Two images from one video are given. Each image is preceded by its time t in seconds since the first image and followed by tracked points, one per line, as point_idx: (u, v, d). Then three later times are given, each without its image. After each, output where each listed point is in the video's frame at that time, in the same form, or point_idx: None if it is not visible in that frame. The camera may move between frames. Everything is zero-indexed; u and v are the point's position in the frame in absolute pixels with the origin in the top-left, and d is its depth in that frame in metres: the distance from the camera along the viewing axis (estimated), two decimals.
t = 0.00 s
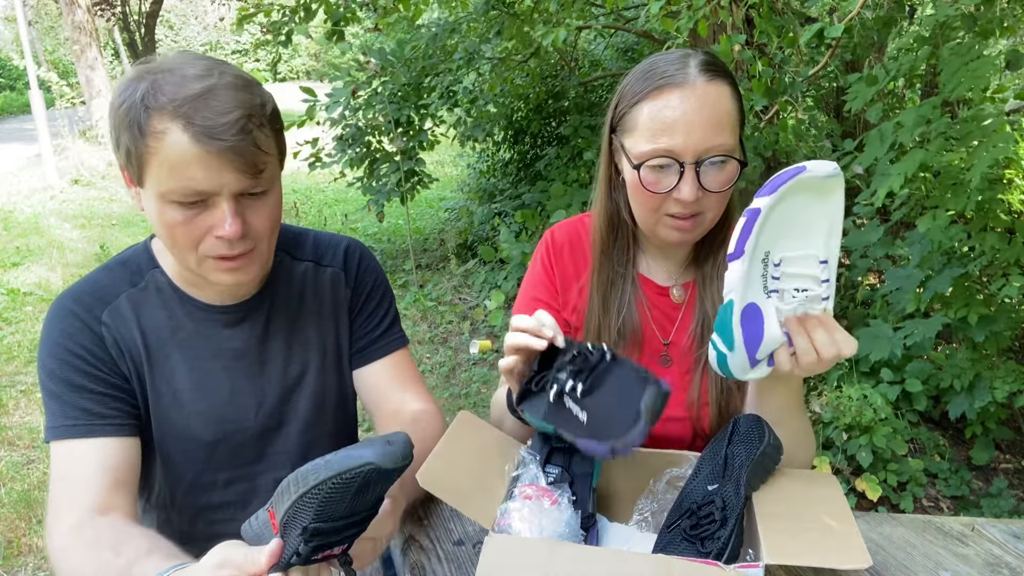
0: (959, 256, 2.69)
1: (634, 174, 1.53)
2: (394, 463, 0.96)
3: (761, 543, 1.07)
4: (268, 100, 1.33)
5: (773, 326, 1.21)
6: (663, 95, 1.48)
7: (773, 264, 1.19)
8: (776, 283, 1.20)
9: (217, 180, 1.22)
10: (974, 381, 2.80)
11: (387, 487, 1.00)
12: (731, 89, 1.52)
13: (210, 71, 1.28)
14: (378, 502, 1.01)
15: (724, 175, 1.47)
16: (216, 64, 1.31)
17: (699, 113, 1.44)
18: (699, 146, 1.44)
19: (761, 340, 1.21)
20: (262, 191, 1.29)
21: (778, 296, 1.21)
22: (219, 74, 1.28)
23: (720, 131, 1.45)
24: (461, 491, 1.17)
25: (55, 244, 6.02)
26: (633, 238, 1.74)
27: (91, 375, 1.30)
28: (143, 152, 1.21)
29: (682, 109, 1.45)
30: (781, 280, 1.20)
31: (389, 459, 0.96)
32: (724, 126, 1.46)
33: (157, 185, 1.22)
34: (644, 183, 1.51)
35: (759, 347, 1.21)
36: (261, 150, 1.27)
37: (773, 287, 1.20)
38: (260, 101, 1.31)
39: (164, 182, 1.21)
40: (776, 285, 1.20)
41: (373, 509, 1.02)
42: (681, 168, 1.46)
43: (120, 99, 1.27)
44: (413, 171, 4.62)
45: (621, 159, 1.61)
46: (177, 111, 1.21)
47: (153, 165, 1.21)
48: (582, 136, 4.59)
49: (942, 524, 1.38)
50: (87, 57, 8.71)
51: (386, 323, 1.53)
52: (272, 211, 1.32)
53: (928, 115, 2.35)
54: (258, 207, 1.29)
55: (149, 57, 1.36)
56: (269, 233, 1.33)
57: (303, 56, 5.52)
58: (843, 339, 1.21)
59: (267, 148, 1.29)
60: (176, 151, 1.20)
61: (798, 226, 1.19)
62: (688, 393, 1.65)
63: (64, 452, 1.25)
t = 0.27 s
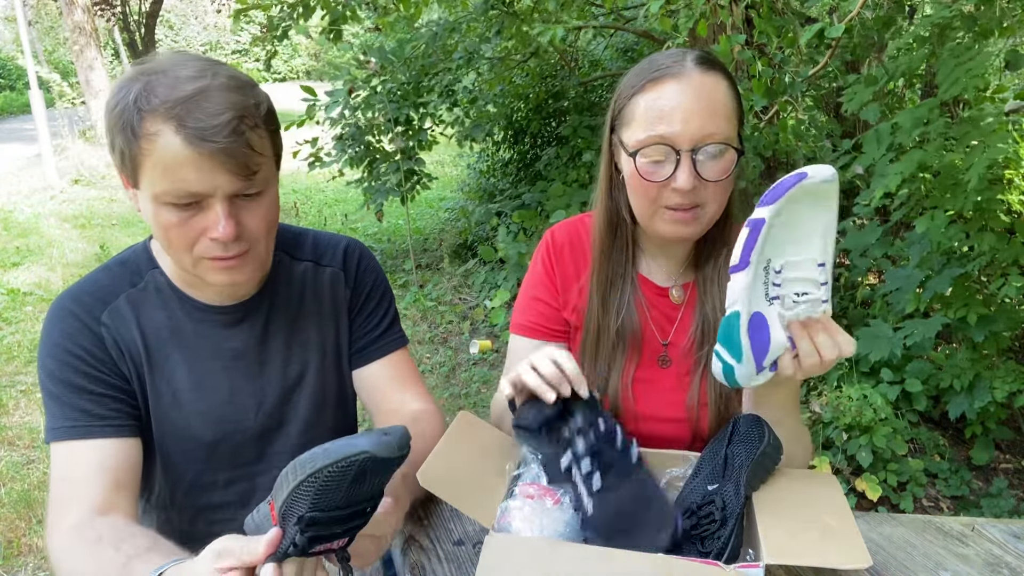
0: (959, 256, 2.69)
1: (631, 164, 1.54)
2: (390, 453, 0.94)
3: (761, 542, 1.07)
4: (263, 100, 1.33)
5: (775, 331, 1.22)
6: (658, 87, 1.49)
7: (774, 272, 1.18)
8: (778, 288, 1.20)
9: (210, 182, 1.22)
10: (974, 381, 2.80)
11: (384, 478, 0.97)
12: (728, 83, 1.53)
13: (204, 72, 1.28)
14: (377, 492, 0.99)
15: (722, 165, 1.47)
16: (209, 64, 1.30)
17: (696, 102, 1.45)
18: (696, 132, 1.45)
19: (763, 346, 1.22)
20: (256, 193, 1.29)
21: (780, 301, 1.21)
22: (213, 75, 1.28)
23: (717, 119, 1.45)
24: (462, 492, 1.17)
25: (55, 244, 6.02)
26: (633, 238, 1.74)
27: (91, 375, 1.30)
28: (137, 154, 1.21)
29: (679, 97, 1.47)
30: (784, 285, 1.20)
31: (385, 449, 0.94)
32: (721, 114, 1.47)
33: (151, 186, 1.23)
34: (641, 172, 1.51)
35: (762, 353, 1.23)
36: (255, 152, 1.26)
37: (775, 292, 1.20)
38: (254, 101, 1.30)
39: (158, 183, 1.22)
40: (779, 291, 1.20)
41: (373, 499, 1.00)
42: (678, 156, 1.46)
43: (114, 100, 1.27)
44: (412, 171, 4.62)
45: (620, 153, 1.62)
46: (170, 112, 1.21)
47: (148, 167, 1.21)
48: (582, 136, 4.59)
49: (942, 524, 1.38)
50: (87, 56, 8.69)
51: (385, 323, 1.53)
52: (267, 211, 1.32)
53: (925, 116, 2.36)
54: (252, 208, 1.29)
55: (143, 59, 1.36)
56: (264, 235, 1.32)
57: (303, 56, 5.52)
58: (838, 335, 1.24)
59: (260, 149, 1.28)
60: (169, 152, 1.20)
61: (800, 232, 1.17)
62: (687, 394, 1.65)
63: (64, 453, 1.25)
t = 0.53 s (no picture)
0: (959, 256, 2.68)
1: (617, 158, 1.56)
2: (387, 436, 0.96)
3: (761, 542, 1.07)
4: (257, 100, 1.33)
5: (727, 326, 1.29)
6: (649, 78, 1.53)
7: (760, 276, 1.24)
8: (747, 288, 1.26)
9: (204, 184, 1.22)
10: (974, 381, 2.79)
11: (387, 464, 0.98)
12: (717, 75, 1.55)
13: (198, 72, 1.28)
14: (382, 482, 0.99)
15: (707, 155, 1.48)
16: (204, 65, 1.30)
17: (678, 94, 1.48)
18: (680, 122, 1.47)
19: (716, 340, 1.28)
20: (251, 194, 1.29)
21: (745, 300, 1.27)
22: (207, 76, 1.27)
23: (702, 109, 1.48)
24: (463, 494, 1.17)
25: (56, 244, 6.02)
26: (632, 237, 1.75)
27: (90, 376, 1.30)
28: (131, 155, 1.21)
29: (672, 89, 1.49)
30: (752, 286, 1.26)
31: (381, 431, 0.95)
32: (705, 105, 1.48)
33: (146, 188, 1.23)
34: (627, 166, 1.52)
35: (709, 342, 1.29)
36: (249, 154, 1.26)
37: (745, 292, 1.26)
38: (248, 102, 1.30)
39: (152, 185, 1.22)
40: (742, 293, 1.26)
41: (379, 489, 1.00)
42: (661, 146, 1.48)
43: (108, 102, 1.27)
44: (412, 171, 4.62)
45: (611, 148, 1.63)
46: (163, 114, 1.20)
47: (142, 169, 1.21)
48: (581, 136, 4.59)
49: (942, 524, 1.38)
50: (86, 57, 8.68)
51: (385, 323, 1.53)
52: (262, 212, 1.32)
53: (924, 116, 2.36)
54: (247, 209, 1.29)
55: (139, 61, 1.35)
56: (260, 236, 1.33)
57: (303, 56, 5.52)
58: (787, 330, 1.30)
59: (255, 150, 1.28)
60: (162, 153, 1.19)
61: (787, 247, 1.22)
62: (687, 396, 1.65)
63: (64, 453, 1.24)
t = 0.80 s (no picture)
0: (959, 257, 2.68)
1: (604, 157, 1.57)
2: (379, 446, 0.96)
3: (761, 543, 1.07)
4: (256, 101, 1.33)
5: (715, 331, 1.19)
6: (636, 76, 1.54)
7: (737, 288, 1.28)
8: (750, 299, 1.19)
9: (202, 186, 1.22)
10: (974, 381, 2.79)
11: (387, 473, 0.98)
12: (703, 73, 1.56)
13: (197, 74, 1.27)
14: (386, 490, 1.00)
15: (691, 152, 1.49)
16: (202, 66, 1.29)
17: (663, 91, 1.50)
18: (664, 119, 1.48)
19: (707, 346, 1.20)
20: (250, 195, 1.29)
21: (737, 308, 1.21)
22: (205, 77, 1.27)
23: (687, 105, 1.49)
24: (462, 493, 1.18)
25: (56, 244, 6.02)
26: (624, 235, 1.75)
27: (89, 377, 1.30)
28: (130, 157, 1.22)
29: (658, 86, 1.51)
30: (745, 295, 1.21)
31: (372, 442, 0.95)
32: (691, 102, 1.50)
33: (145, 191, 1.23)
34: (613, 164, 1.53)
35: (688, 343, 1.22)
36: (247, 155, 1.26)
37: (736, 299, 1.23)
38: (247, 103, 1.30)
39: (151, 187, 1.22)
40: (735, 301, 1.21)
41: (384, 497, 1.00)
42: (646, 141, 1.49)
43: (106, 103, 1.27)
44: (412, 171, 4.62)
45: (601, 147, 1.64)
46: (162, 116, 1.20)
47: (141, 171, 1.21)
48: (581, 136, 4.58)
49: (942, 524, 1.38)
50: (85, 57, 8.67)
51: (384, 323, 1.53)
52: (262, 213, 1.32)
53: (923, 117, 2.36)
54: (245, 210, 1.29)
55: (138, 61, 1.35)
56: (259, 236, 1.33)
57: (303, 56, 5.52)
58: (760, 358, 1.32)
59: (253, 151, 1.28)
60: (161, 155, 1.19)
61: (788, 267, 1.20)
62: (678, 394, 1.64)
63: (64, 454, 1.24)
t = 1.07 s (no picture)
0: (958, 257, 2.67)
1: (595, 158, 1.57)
2: (374, 447, 0.95)
3: (761, 543, 1.07)
4: (253, 101, 1.33)
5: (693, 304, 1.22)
6: (626, 77, 1.54)
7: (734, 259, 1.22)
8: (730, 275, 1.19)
9: (199, 188, 1.22)
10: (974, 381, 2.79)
11: (381, 473, 0.98)
12: (691, 72, 1.57)
13: (193, 75, 1.27)
14: (378, 490, 0.99)
15: (681, 152, 1.49)
16: (198, 67, 1.29)
17: (653, 91, 1.50)
18: (654, 119, 1.48)
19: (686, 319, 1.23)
20: (247, 196, 1.29)
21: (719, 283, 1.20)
22: (202, 79, 1.27)
23: (676, 104, 1.49)
24: (460, 493, 1.18)
25: (56, 245, 6.02)
26: (616, 235, 1.75)
27: (87, 376, 1.30)
28: (127, 159, 1.22)
29: (647, 86, 1.51)
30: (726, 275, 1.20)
31: (367, 443, 0.95)
32: (679, 101, 1.50)
33: (141, 192, 1.23)
34: (603, 164, 1.52)
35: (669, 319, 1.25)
36: (244, 156, 1.26)
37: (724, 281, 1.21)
38: (244, 103, 1.30)
39: (147, 188, 1.22)
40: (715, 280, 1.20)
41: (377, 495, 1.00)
42: (636, 142, 1.49)
43: (103, 105, 1.27)
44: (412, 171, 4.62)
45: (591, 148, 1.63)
46: (158, 117, 1.20)
47: (138, 172, 1.21)
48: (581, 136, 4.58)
49: (942, 524, 1.38)
50: (85, 57, 8.66)
51: (384, 322, 1.53)
52: (259, 214, 1.32)
53: (923, 117, 2.36)
54: (242, 211, 1.29)
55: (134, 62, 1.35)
56: (256, 236, 1.32)
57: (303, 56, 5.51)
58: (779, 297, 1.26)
59: (250, 152, 1.28)
60: (156, 157, 1.19)
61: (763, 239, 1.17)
62: (673, 393, 1.65)
63: (63, 452, 1.24)
